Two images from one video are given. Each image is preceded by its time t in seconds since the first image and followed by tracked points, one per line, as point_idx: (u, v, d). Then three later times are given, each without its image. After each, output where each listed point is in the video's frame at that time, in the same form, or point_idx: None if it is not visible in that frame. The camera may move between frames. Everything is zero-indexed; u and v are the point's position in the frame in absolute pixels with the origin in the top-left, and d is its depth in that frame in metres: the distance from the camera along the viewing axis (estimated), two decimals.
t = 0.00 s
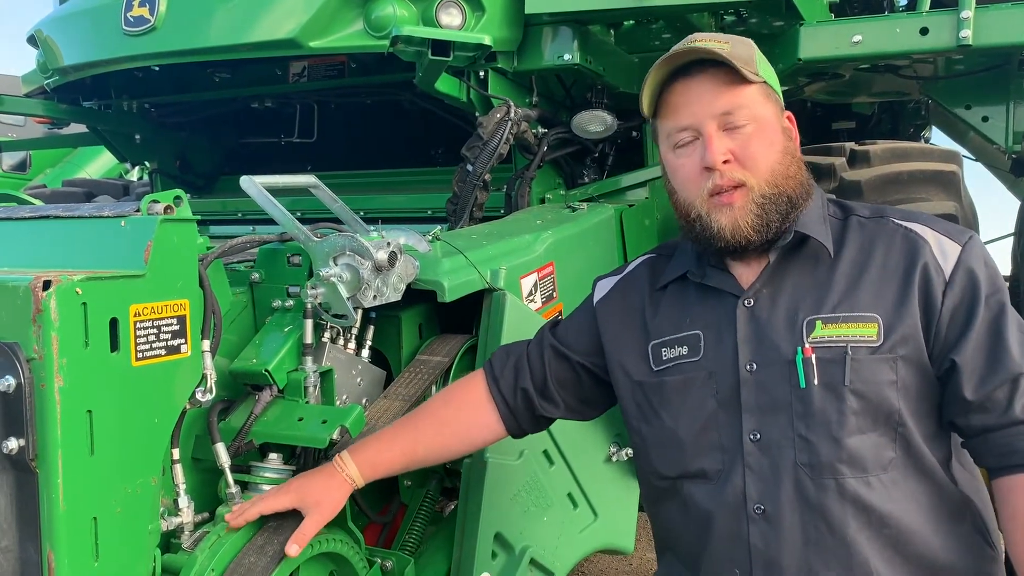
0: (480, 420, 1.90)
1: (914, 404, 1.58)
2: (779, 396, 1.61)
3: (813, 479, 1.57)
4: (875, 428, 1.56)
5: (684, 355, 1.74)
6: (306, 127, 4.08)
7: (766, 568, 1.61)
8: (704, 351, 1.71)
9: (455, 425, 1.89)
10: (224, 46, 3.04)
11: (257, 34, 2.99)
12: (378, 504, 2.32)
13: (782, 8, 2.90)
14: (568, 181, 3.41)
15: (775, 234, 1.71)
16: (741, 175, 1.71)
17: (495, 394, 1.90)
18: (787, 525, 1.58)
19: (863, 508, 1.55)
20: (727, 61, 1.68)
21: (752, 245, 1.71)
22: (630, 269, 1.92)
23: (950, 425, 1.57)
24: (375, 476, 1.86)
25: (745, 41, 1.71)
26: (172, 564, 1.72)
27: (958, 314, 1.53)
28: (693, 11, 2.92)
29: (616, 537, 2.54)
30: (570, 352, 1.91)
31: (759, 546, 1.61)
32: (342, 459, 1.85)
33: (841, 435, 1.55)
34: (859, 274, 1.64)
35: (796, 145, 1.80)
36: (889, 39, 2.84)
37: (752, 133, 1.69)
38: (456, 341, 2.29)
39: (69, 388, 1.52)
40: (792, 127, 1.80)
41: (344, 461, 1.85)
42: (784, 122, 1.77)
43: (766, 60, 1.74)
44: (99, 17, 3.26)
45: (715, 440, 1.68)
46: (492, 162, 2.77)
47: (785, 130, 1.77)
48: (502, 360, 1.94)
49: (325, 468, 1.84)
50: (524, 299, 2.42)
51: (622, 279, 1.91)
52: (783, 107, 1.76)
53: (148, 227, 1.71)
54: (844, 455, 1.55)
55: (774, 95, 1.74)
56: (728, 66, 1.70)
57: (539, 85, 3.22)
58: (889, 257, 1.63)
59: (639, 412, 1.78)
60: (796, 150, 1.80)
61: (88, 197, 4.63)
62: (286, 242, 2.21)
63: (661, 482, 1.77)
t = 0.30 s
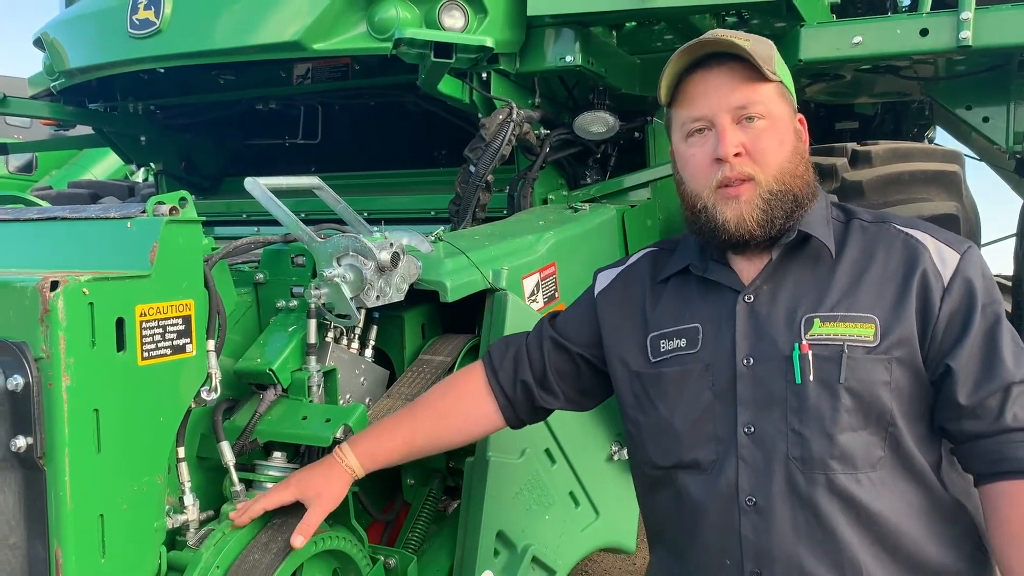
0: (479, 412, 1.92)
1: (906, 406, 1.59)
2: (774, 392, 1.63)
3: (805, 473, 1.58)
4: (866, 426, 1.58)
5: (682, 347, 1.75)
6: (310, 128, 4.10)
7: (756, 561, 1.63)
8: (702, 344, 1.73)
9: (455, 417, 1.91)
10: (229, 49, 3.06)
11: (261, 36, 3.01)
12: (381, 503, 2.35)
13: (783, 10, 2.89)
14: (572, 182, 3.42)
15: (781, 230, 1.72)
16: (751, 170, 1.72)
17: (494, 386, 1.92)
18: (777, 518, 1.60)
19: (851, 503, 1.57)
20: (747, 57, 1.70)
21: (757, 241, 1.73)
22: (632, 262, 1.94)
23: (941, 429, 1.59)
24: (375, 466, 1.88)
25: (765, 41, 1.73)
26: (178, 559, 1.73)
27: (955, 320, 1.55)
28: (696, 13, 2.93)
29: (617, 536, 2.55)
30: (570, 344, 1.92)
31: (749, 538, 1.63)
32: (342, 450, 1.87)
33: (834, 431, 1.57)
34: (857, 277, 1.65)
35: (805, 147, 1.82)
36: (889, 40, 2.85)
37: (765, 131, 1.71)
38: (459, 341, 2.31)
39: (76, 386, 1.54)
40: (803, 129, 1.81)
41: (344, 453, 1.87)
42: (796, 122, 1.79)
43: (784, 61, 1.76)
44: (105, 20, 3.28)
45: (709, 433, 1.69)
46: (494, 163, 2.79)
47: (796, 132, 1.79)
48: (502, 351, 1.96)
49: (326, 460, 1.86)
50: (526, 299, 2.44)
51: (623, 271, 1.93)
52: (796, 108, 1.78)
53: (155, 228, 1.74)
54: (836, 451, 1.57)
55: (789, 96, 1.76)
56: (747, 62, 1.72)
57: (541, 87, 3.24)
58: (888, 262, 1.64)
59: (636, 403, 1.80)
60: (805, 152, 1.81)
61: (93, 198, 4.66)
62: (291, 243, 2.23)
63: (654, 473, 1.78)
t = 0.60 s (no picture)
0: (474, 410, 1.97)
1: (887, 404, 1.63)
2: (759, 390, 1.67)
3: (788, 468, 1.63)
4: (848, 423, 1.62)
5: (671, 346, 1.80)
6: (315, 131, 4.12)
7: (740, 555, 1.67)
8: (689, 343, 1.77)
9: (451, 415, 1.96)
10: (235, 54, 3.12)
11: (265, 41, 3.07)
12: (381, 499, 2.40)
13: (779, 17, 2.98)
14: (572, 184, 3.46)
15: (766, 234, 1.76)
16: (737, 175, 1.76)
17: (489, 386, 1.97)
18: (761, 512, 1.65)
19: (833, 497, 1.61)
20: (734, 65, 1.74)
21: (743, 244, 1.77)
22: (622, 261, 1.99)
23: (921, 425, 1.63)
24: (374, 464, 1.93)
25: (751, 47, 1.77)
26: (182, 551, 1.81)
27: (934, 320, 1.59)
28: (692, 17, 2.97)
29: (613, 531, 2.59)
30: (562, 343, 1.96)
31: (734, 532, 1.67)
32: (341, 449, 1.92)
33: (816, 428, 1.61)
34: (840, 277, 1.69)
35: (790, 151, 1.86)
36: (882, 43, 2.88)
37: (752, 137, 1.75)
38: (457, 340, 2.37)
39: (82, 383, 1.60)
40: (788, 134, 1.86)
41: (342, 451, 1.91)
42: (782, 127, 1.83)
43: (769, 67, 1.80)
44: (113, 26, 3.35)
45: (696, 429, 1.74)
46: (493, 165, 2.84)
47: (782, 137, 1.83)
48: (496, 350, 2.00)
49: (325, 458, 1.91)
50: (524, 299, 2.49)
51: (614, 270, 1.97)
52: (782, 114, 1.82)
53: (158, 230, 1.79)
54: (818, 448, 1.61)
55: (775, 102, 1.80)
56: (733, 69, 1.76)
57: (541, 90, 3.29)
58: (870, 263, 1.69)
59: (625, 400, 1.85)
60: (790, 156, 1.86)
61: (102, 201, 4.73)
62: (292, 244, 2.28)
63: (644, 468, 1.83)
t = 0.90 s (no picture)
0: (473, 410, 2.05)
1: (866, 403, 1.70)
2: (742, 392, 1.75)
3: (771, 468, 1.70)
4: (828, 423, 1.70)
5: (659, 351, 1.87)
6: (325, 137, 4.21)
7: (728, 551, 1.74)
8: (677, 348, 1.84)
9: (450, 416, 2.04)
10: (246, 63, 3.22)
11: (275, 51, 3.16)
12: (386, 494, 2.48)
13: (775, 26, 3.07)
14: (574, 188, 3.53)
15: (742, 244, 1.84)
16: (710, 190, 1.84)
17: (487, 388, 2.05)
18: (747, 509, 1.72)
19: (815, 495, 1.68)
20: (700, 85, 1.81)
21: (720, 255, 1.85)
22: (612, 268, 2.07)
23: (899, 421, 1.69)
24: (377, 462, 2.02)
25: (719, 63, 1.84)
26: (193, 541, 1.90)
27: (908, 319, 1.66)
28: (692, 26, 3.04)
29: (611, 525, 2.67)
30: (555, 346, 2.04)
31: (722, 529, 1.75)
32: (347, 448, 2.01)
33: (797, 429, 1.68)
34: (819, 281, 1.76)
35: (763, 160, 1.92)
36: (876, 51, 2.94)
37: (721, 153, 1.82)
38: (459, 340, 2.45)
39: (99, 380, 1.69)
40: (761, 144, 1.92)
41: (348, 450, 2.00)
42: (753, 139, 1.90)
43: (737, 82, 1.86)
44: (129, 37, 3.46)
45: (685, 431, 1.81)
46: (496, 171, 2.92)
47: (754, 148, 1.90)
48: (493, 353, 2.09)
49: (331, 456, 1.99)
50: (525, 301, 2.57)
51: (604, 277, 2.05)
52: (753, 126, 1.89)
53: (170, 235, 1.89)
54: (799, 447, 1.68)
55: (744, 116, 1.86)
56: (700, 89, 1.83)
57: (544, 97, 3.38)
58: (847, 266, 1.75)
59: (618, 402, 1.93)
60: (764, 165, 1.92)
61: (119, 205, 4.85)
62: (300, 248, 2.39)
63: (635, 468, 1.91)
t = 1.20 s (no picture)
0: (487, 401, 2.14)
1: (865, 392, 1.77)
2: (746, 383, 1.82)
3: (774, 456, 1.77)
4: (829, 412, 1.76)
5: (667, 345, 1.95)
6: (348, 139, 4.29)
7: (734, 536, 1.82)
8: (684, 342, 1.92)
9: (467, 406, 2.12)
10: (271, 68, 3.32)
11: (298, 55, 3.27)
12: (405, 482, 2.57)
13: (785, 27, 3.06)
14: (590, 187, 3.60)
15: (744, 242, 1.91)
16: (711, 191, 1.91)
17: (502, 379, 2.14)
18: (752, 495, 1.79)
19: (816, 481, 1.75)
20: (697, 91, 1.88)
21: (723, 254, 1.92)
22: (621, 265, 2.14)
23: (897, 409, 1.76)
24: (397, 449, 2.10)
25: (717, 68, 1.91)
26: (221, 523, 2.02)
27: (903, 310, 1.72)
28: (705, 28, 3.10)
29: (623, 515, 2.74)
30: (566, 340, 2.12)
31: (728, 514, 1.82)
32: (368, 435, 2.10)
33: (797, 418, 1.75)
34: (819, 275, 1.83)
35: (763, 161, 2.00)
36: (884, 53, 3.00)
37: (720, 155, 1.90)
38: (475, 334, 2.54)
39: (134, 367, 1.79)
40: (760, 145, 1.99)
41: (370, 437, 2.09)
42: (751, 140, 1.97)
43: (734, 86, 1.93)
44: (159, 42, 3.58)
45: (691, 421, 1.89)
46: (512, 170, 3.01)
47: (753, 150, 1.97)
48: (507, 346, 2.17)
49: (353, 443, 2.08)
50: (539, 296, 2.65)
51: (613, 274, 2.13)
52: (751, 128, 1.96)
53: (201, 231, 1.99)
54: (800, 436, 1.75)
55: (742, 119, 1.94)
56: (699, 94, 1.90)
57: (560, 99, 3.46)
58: (844, 260, 1.82)
59: (627, 394, 2.01)
60: (764, 166, 2.00)
61: (148, 205, 4.99)
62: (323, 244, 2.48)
63: (645, 457, 1.99)
